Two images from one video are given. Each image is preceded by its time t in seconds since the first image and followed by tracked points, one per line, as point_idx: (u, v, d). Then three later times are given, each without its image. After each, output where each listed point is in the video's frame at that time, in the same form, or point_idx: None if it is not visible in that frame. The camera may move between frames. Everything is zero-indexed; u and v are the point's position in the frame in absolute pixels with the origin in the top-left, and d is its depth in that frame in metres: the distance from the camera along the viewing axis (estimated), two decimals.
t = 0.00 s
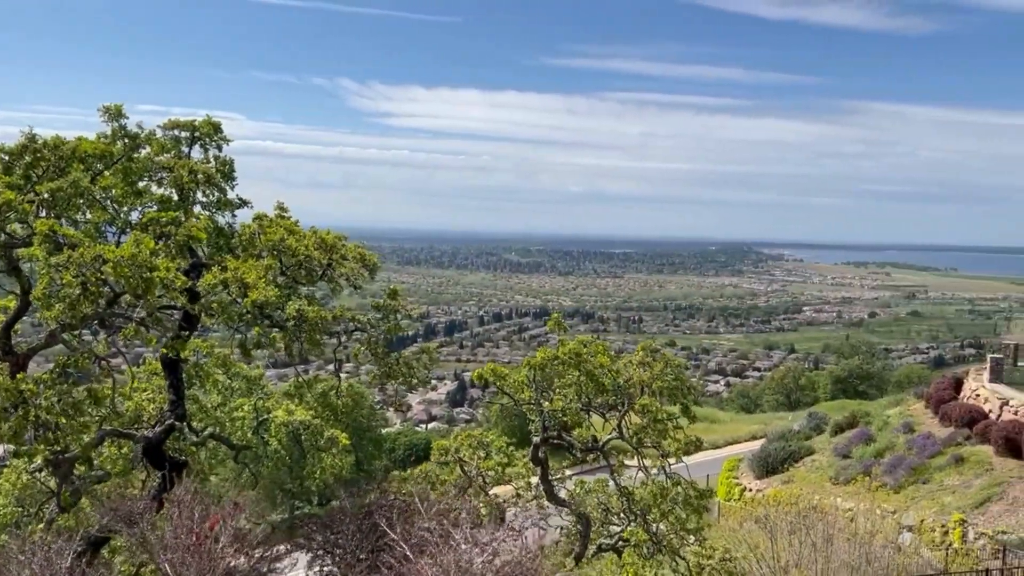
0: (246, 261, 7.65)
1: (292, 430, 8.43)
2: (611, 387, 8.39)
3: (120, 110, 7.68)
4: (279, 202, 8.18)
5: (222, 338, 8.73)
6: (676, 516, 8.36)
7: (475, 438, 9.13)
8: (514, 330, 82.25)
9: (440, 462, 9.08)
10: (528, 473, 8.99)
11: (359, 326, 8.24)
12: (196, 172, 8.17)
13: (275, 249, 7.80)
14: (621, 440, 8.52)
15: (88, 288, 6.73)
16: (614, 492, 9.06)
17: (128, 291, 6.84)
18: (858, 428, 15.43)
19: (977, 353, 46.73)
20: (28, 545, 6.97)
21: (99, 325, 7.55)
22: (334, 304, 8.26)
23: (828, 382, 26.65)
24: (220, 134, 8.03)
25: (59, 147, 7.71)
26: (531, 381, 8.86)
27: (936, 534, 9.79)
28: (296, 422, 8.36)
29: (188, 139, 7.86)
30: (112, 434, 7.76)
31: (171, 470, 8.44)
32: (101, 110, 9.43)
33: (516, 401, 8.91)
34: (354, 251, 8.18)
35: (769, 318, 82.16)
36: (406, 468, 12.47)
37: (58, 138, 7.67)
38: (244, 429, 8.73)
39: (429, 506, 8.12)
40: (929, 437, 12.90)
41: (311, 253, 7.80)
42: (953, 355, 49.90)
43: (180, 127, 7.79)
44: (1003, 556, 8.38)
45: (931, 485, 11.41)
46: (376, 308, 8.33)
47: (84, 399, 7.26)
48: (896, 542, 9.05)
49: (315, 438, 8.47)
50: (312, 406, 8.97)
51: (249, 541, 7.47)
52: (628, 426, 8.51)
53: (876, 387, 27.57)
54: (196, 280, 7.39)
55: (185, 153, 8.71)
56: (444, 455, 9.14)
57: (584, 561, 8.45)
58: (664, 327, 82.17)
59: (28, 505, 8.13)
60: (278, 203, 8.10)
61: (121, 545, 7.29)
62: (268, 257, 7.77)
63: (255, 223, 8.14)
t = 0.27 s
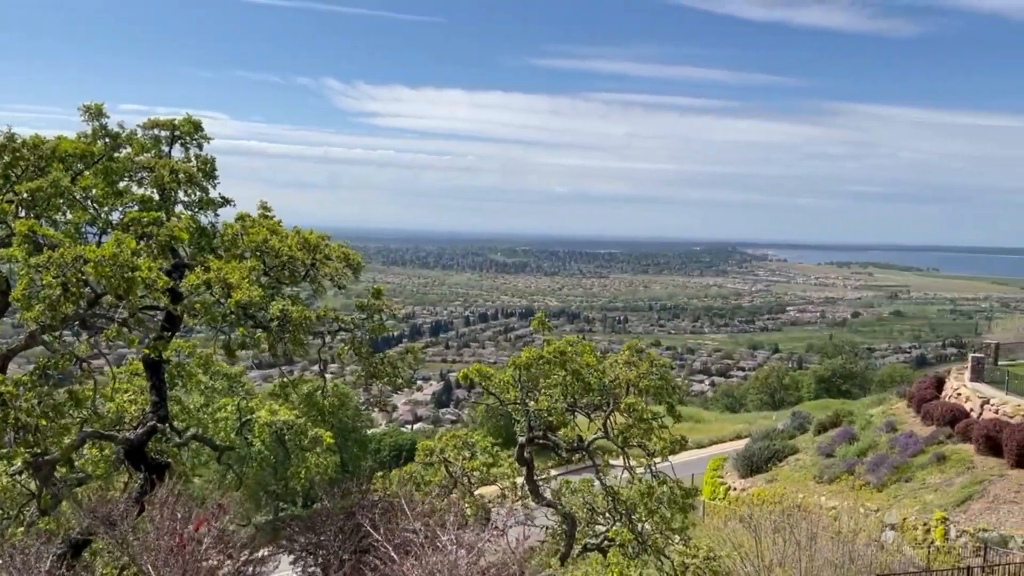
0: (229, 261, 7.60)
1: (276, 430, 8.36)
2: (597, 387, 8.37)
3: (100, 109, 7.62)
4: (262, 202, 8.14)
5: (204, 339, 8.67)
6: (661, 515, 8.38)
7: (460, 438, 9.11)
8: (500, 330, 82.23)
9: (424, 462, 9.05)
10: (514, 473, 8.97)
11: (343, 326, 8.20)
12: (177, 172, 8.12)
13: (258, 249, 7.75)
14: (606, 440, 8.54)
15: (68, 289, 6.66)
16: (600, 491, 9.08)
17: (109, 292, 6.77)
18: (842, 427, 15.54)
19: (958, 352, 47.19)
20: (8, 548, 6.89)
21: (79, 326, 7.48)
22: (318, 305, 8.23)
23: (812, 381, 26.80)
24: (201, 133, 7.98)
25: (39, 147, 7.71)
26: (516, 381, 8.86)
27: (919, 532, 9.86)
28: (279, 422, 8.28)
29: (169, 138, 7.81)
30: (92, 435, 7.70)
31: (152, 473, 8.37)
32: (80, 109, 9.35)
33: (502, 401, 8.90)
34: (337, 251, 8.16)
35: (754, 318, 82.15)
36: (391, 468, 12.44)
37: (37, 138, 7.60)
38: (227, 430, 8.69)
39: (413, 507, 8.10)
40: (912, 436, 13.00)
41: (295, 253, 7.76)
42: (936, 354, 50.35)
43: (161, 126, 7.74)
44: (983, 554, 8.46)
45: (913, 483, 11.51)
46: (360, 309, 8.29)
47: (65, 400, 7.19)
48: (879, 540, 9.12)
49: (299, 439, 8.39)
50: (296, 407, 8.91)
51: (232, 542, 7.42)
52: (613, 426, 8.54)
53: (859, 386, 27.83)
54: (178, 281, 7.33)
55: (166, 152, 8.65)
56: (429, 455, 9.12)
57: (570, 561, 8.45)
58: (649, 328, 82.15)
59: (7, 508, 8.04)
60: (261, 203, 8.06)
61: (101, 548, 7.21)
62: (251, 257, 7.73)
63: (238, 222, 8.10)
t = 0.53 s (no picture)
0: (214, 262, 7.56)
1: (262, 431, 8.33)
2: (583, 387, 8.37)
3: (83, 109, 7.55)
4: (248, 202, 8.10)
5: (189, 339, 8.62)
6: (649, 514, 8.40)
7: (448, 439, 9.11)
8: (489, 330, 82.19)
9: (412, 462, 9.04)
10: (501, 473, 8.96)
11: (329, 327, 8.17)
12: (162, 172, 8.06)
13: (244, 250, 7.72)
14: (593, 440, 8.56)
15: (51, 291, 6.61)
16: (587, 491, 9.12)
17: (92, 293, 6.71)
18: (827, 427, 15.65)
19: (944, 351, 47.61)
20: None
21: (63, 326, 7.42)
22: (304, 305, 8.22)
23: (798, 381, 26.97)
24: (187, 133, 7.94)
25: (21, 146, 7.61)
26: (504, 382, 8.85)
27: (904, 530, 9.93)
28: (266, 423, 8.26)
29: (154, 138, 7.76)
30: (77, 437, 7.65)
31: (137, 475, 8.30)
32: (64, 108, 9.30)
33: (489, 401, 8.90)
34: (323, 252, 8.15)
35: (740, 317, 82.16)
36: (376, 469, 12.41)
37: (20, 137, 7.53)
38: (213, 432, 8.65)
39: (400, 508, 8.07)
40: (897, 435, 13.08)
41: (280, 253, 7.73)
42: (922, 353, 50.74)
43: (146, 126, 7.70)
44: (968, 552, 8.52)
45: (898, 482, 11.58)
46: (346, 310, 8.26)
47: (47, 403, 7.12)
48: (865, 538, 9.18)
49: (286, 439, 8.35)
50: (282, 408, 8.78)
51: (218, 545, 7.37)
52: (600, 426, 8.56)
53: (845, 386, 28.00)
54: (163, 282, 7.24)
55: (152, 152, 8.61)
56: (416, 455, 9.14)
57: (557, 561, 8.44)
58: (637, 327, 82.19)
59: None
60: (247, 203, 8.02)
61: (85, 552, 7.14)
62: (236, 258, 7.69)
63: (223, 223, 8.05)
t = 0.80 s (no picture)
0: (202, 262, 7.54)
1: (251, 432, 8.32)
2: (571, 388, 8.41)
3: (70, 108, 7.52)
4: (237, 202, 8.08)
5: (177, 339, 8.60)
6: (638, 514, 8.42)
7: (437, 440, 9.07)
8: (479, 330, 82.18)
9: (401, 463, 9.04)
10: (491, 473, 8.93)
11: (318, 328, 8.14)
12: (149, 171, 8.02)
13: (232, 250, 7.70)
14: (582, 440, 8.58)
15: (36, 291, 6.57)
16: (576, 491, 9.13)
17: (78, 293, 6.66)
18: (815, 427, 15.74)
19: (931, 351, 47.97)
20: None
21: (48, 326, 7.36)
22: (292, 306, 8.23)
23: (786, 381, 27.12)
24: (175, 133, 7.91)
25: (7, 145, 7.52)
26: (492, 383, 8.92)
27: (892, 529, 9.99)
28: (254, 424, 8.24)
29: (142, 138, 7.73)
30: (63, 438, 7.60)
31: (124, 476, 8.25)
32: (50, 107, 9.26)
33: (477, 402, 8.90)
34: (312, 253, 8.17)
35: (730, 318, 82.07)
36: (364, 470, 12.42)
37: (6, 136, 7.48)
38: (201, 432, 8.63)
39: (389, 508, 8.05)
40: (885, 434, 13.16)
41: (269, 254, 7.73)
42: (910, 353, 51.08)
43: (134, 126, 7.67)
44: (955, 551, 8.59)
45: (886, 481, 11.64)
46: (335, 310, 8.25)
47: (32, 404, 7.06)
48: (852, 537, 9.23)
49: (275, 441, 8.30)
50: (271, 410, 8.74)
51: (206, 547, 7.31)
52: (588, 426, 8.59)
53: (832, 386, 28.14)
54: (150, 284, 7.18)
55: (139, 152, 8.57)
56: (405, 456, 9.13)
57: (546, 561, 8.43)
58: (627, 327, 82.20)
59: None
60: (235, 204, 8.00)
61: (72, 554, 7.08)
62: (224, 258, 7.67)
63: (211, 223, 8.03)
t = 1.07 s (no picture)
0: (191, 261, 7.54)
1: (241, 433, 8.29)
2: (561, 388, 8.41)
3: (60, 107, 7.48)
4: (227, 202, 8.06)
5: (167, 339, 8.62)
6: (628, 513, 8.43)
7: (428, 440, 8.99)
8: (472, 331, 82.15)
9: (392, 463, 8.98)
10: (482, 474, 8.90)
11: (308, 328, 8.15)
12: (139, 171, 8.00)
13: (222, 250, 7.72)
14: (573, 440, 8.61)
15: (26, 291, 6.56)
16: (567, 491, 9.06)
17: (67, 293, 6.63)
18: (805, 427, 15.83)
19: (922, 351, 48.18)
20: None
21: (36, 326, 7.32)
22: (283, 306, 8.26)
23: (776, 381, 27.26)
24: (165, 133, 7.89)
25: None
26: (483, 383, 8.94)
27: (881, 528, 10.03)
28: (245, 424, 8.23)
29: (132, 138, 7.71)
30: (52, 438, 7.57)
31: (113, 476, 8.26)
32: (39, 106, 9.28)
33: (468, 402, 8.91)
34: (302, 252, 8.16)
35: (722, 318, 82.21)
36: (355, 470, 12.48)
37: None
38: (191, 433, 8.63)
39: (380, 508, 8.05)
40: (874, 434, 13.24)
41: (259, 253, 7.73)
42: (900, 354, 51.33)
43: (124, 126, 7.64)
44: (943, 550, 8.64)
45: (876, 480, 11.70)
46: (326, 310, 8.24)
47: (21, 404, 7.03)
48: (842, 536, 9.27)
49: (265, 442, 8.32)
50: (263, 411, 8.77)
51: (195, 548, 7.27)
52: (579, 426, 8.62)
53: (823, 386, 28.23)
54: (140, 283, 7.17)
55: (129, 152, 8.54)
56: (396, 456, 9.07)
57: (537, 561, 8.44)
58: (619, 327, 82.22)
59: None
60: (225, 204, 7.99)
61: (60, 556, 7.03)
62: (214, 258, 7.68)
63: (201, 222, 8.00)
